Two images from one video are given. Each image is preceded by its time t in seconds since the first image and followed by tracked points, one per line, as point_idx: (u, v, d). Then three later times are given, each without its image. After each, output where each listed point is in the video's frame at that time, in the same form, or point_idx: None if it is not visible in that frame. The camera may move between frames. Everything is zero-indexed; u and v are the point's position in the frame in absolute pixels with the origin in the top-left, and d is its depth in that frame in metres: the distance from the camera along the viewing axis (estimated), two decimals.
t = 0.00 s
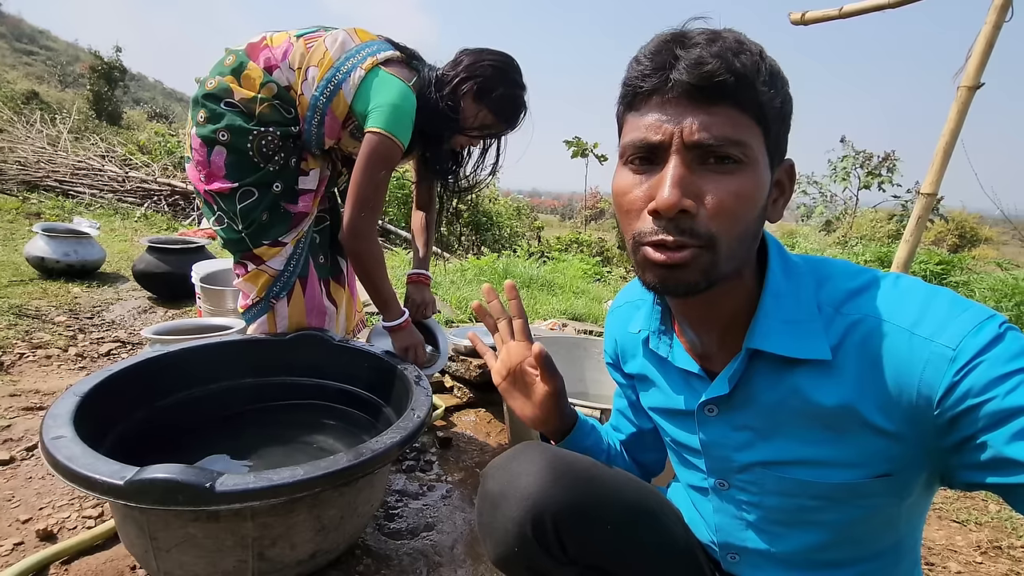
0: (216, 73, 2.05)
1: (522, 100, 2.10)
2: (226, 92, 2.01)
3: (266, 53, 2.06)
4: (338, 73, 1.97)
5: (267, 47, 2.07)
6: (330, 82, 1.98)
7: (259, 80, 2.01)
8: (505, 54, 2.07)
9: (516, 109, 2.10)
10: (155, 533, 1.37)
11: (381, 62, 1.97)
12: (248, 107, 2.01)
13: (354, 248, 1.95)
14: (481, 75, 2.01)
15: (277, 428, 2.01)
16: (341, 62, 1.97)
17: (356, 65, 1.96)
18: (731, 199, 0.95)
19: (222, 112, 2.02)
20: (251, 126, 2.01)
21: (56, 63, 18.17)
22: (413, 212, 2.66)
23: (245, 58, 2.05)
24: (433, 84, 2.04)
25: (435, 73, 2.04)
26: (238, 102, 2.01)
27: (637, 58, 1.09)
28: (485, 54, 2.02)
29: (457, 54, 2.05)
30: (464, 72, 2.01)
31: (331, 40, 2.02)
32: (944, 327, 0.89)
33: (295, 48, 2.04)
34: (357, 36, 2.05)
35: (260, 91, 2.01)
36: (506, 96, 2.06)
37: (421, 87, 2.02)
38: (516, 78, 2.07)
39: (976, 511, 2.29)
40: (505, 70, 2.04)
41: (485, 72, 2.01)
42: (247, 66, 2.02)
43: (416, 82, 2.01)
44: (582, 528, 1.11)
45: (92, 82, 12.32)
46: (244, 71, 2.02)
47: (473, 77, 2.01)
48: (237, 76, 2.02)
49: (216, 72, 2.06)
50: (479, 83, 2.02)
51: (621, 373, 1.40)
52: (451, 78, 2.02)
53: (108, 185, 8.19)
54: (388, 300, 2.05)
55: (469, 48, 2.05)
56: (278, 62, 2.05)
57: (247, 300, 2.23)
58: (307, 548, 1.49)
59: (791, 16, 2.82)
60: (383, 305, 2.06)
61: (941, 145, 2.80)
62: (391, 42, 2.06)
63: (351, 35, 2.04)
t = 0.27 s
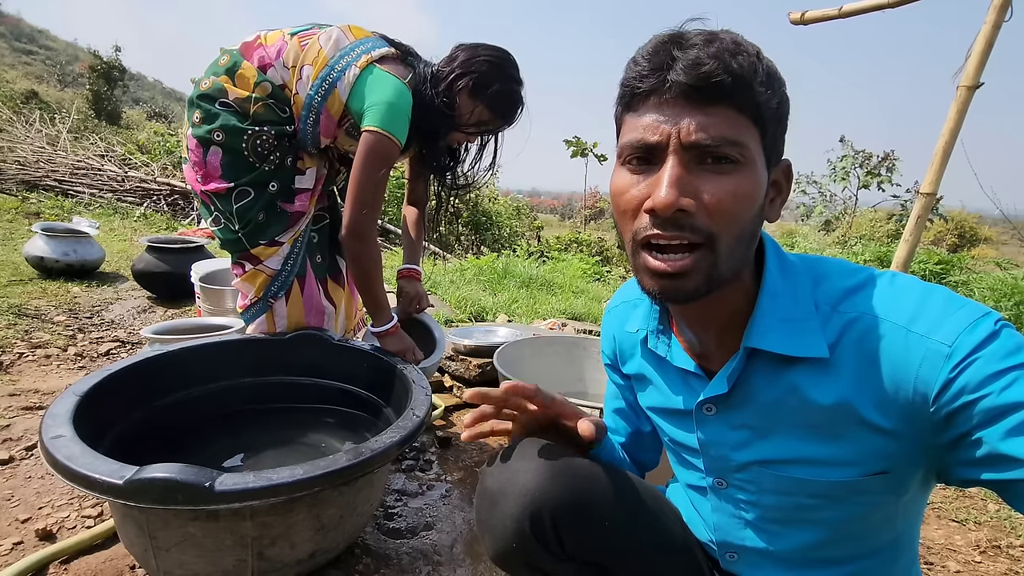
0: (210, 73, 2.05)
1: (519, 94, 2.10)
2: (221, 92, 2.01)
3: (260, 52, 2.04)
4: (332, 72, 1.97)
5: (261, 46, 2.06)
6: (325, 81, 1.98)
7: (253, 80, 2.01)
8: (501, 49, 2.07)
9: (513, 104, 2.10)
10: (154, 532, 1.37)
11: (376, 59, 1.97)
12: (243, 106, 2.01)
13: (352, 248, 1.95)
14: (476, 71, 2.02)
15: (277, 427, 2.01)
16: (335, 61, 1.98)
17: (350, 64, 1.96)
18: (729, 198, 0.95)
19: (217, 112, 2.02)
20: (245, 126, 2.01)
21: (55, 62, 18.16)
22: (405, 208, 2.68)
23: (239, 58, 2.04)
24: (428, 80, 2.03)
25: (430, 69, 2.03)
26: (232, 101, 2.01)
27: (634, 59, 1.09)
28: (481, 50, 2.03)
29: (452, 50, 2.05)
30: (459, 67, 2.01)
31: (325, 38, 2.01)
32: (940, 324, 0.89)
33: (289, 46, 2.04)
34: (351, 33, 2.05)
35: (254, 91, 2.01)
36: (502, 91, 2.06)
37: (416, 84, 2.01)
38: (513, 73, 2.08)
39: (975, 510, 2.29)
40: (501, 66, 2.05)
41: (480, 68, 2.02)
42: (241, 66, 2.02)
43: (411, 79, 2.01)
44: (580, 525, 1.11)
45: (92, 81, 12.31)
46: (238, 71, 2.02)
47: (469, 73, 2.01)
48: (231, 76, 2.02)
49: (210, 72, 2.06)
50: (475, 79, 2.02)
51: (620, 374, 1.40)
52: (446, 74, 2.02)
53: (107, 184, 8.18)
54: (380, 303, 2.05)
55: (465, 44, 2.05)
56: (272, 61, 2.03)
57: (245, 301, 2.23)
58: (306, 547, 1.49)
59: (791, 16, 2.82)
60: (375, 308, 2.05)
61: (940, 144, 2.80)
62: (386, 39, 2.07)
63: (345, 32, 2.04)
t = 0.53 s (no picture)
0: (209, 74, 2.06)
1: (517, 87, 2.11)
2: (219, 93, 2.03)
3: (257, 52, 2.05)
4: (328, 68, 1.97)
5: (259, 46, 2.06)
6: (321, 78, 1.98)
7: (251, 79, 2.02)
8: (497, 42, 2.07)
9: (511, 97, 2.10)
10: (154, 531, 1.37)
11: (371, 54, 1.97)
12: (240, 106, 2.02)
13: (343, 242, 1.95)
14: (473, 64, 2.02)
15: (277, 427, 2.01)
16: (330, 57, 1.97)
17: (345, 59, 1.96)
18: (733, 195, 0.95)
19: (214, 112, 2.03)
20: (241, 125, 2.02)
21: (55, 62, 18.16)
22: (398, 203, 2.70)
23: (236, 58, 2.05)
24: (424, 75, 2.03)
25: (427, 64, 2.04)
26: (230, 101, 2.02)
27: (638, 57, 1.09)
28: (476, 43, 2.03)
29: (448, 44, 2.05)
30: (456, 61, 2.01)
31: (320, 35, 2.02)
32: (943, 323, 0.89)
33: (286, 45, 2.04)
34: (346, 29, 2.04)
35: (251, 90, 2.02)
36: (499, 84, 2.06)
37: (413, 79, 2.00)
38: (510, 66, 2.08)
39: (975, 509, 2.30)
40: (497, 57, 2.04)
41: (476, 61, 2.02)
42: (239, 66, 2.03)
43: (408, 74, 1.99)
44: (581, 527, 1.10)
45: (91, 81, 12.31)
46: (235, 70, 2.02)
47: (465, 66, 2.01)
48: (229, 76, 2.03)
49: (208, 73, 2.06)
50: (471, 72, 2.02)
51: (620, 373, 1.40)
52: (442, 68, 2.02)
53: (107, 184, 8.18)
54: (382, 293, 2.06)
55: (461, 37, 2.05)
56: (268, 60, 2.04)
57: (244, 300, 2.24)
58: (306, 547, 1.49)
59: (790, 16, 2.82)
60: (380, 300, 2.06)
61: (940, 144, 2.81)
62: (382, 35, 2.06)
63: (340, 28, 2.03)
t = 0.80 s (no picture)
0: (215, 73, 2.07)
1: (517, 79, 2.09)
2: (224, 92, 2.04)
3: (262, 52, 2.06)
4: (326, 65, 1.96)
5: (263, 46, 2.08)
6: (320, 75, 1.97)
7: (255, 78, 2.03)
8: (498, 36, 2.06)
9: (511, 89, 2.09)
10: (153, 532, 1.37)
11: (371, 50, 1.97)
12: (243, 105, 2.03)
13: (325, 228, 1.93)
14: (472, 56, 2.00)
15: (276, 427, 2.01)
16: (329, 54, 1.97)
17: (344, 56, 1.96)
18: (737, 195, 0.94)
19: (219, 111, 2.04)
20: (245, 123, 2.01)
21: (54, 61, 18.14)
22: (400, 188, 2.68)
23: (241, 59, 2.06)
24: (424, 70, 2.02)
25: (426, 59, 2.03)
26: (235, 100, 2.03)
27: (640, 56, 1.09)
28: (476, 36, 2.02)
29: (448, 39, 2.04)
30: (455, 54, 2.00)
31: (321, 34, 2.01)
32: (946, 323, 0.89)
33: (287, 44, 2.04)
34: (347, 27, 2.04)
35: (255, 89, 2.02)
36: (499, 76, 2.04)
37: (413, 74, 2.00)
38: (511, 58, 2.07)
39: (975, 509, 2.29)
40: (497, 50, 2.03)
41: (476, 53, 2.00)
42: (243, 66, 2.04)
43: (408, 70, 1.99)
44: (581, 528, 1.10)
45: (90, 80, 12.30)
46: (240, 70, 2.04)
47: (464, 59, 2.00)
48: (234, 76, 2.04)
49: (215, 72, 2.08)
50: (471, 65, 2.01)
51: (620, 373, 1.40)
52: (442, 62, 2.01)
53: (106, 184, 8.17)
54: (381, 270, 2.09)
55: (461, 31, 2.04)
56: (272, 60, 2.04)
57: (249, 298, 2.25)
58: (305, 547, 1.49)
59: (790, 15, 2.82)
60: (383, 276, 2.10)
61: (940, 143, 2.80)
62: (383, 32, 2.06)
63: (341, 27, 2.03)
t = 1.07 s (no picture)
0: (226, 74, 2.09)
1: (521, 73, 2.08)
2: (234, 91, 2.05)
3: (270, 52, 2.08)
4: (331, 60, 1.95)
5: (272, 47, 2.09)
6: (324, 70, 1.96)
7: (265, 78, 2.04)
8: (502, 30, 2.05)
9: (515, 83, 2.08)
10: (153, 533, 1.37)
11: (375, 45, 1.95)
12: (253, 103, 2.04)
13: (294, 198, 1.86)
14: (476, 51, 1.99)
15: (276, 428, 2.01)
16: (334, 49, 1.97)
17: (348, 50, 1.94)
18: (700, 196, 0.94)
19: (230, 110, 2.05)
20: (254, 121, 2.03)
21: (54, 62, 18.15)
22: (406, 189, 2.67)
23: (252, 60, 2.08)
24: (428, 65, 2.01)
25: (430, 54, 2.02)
26: (245, 99, 2.04)
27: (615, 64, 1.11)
28: (480, 31, 2.00)
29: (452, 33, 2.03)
30: (459, 49, 1.99)
31: (326, 31, 2.01)
32: (948, 324, 0.90)
33: (295, 43, 2.05)
34: (353, 25, 2.04)
35: (264, 88, 2.03)
36: (503, 70, 2.03)
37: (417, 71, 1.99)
38: (514, 52, 2.05)
39: (974, 509, 2.30)
40: (501, 44, 2.02)
41: (480, 48, 1.99)
42: (254, 66, 2.05)
43: (411, 66, 1.98)
44: (581, 529, 1.10)
45: (90, 81, 12.30)
46: (251, 71, 2.05)
47: (469, 54, 1.99)
48: (244, 76, 2.06)
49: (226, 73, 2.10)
50: (475, 60, 2.00)
51: (621, 373, 1.40)
52: (446, 57, 2.00)
53: (106, 184, 8.17)
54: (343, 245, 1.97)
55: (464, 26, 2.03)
56: (280, 59, 2.05)
57: (254, 295, 2.24)
58: (305, 548, 1.49)
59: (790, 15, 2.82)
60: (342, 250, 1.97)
61: (940, 143, 2.81)
62: (388, 31, 2.05)
63: (346, 25, 2.03)
